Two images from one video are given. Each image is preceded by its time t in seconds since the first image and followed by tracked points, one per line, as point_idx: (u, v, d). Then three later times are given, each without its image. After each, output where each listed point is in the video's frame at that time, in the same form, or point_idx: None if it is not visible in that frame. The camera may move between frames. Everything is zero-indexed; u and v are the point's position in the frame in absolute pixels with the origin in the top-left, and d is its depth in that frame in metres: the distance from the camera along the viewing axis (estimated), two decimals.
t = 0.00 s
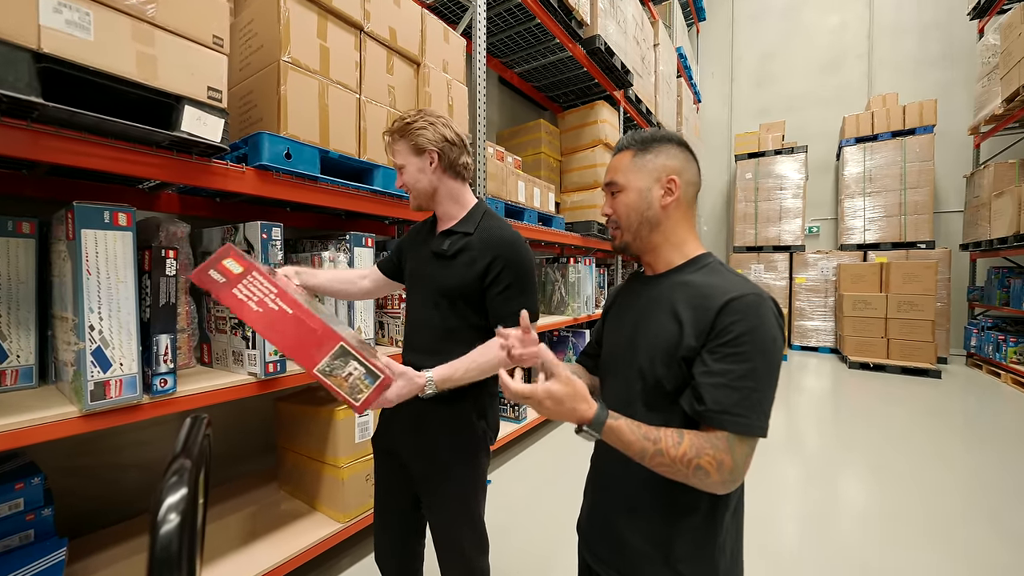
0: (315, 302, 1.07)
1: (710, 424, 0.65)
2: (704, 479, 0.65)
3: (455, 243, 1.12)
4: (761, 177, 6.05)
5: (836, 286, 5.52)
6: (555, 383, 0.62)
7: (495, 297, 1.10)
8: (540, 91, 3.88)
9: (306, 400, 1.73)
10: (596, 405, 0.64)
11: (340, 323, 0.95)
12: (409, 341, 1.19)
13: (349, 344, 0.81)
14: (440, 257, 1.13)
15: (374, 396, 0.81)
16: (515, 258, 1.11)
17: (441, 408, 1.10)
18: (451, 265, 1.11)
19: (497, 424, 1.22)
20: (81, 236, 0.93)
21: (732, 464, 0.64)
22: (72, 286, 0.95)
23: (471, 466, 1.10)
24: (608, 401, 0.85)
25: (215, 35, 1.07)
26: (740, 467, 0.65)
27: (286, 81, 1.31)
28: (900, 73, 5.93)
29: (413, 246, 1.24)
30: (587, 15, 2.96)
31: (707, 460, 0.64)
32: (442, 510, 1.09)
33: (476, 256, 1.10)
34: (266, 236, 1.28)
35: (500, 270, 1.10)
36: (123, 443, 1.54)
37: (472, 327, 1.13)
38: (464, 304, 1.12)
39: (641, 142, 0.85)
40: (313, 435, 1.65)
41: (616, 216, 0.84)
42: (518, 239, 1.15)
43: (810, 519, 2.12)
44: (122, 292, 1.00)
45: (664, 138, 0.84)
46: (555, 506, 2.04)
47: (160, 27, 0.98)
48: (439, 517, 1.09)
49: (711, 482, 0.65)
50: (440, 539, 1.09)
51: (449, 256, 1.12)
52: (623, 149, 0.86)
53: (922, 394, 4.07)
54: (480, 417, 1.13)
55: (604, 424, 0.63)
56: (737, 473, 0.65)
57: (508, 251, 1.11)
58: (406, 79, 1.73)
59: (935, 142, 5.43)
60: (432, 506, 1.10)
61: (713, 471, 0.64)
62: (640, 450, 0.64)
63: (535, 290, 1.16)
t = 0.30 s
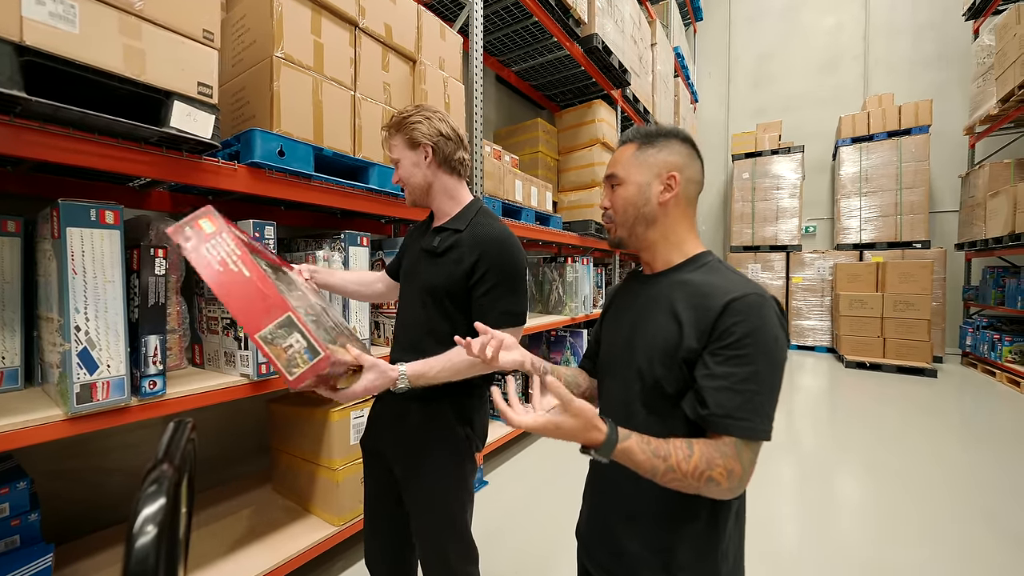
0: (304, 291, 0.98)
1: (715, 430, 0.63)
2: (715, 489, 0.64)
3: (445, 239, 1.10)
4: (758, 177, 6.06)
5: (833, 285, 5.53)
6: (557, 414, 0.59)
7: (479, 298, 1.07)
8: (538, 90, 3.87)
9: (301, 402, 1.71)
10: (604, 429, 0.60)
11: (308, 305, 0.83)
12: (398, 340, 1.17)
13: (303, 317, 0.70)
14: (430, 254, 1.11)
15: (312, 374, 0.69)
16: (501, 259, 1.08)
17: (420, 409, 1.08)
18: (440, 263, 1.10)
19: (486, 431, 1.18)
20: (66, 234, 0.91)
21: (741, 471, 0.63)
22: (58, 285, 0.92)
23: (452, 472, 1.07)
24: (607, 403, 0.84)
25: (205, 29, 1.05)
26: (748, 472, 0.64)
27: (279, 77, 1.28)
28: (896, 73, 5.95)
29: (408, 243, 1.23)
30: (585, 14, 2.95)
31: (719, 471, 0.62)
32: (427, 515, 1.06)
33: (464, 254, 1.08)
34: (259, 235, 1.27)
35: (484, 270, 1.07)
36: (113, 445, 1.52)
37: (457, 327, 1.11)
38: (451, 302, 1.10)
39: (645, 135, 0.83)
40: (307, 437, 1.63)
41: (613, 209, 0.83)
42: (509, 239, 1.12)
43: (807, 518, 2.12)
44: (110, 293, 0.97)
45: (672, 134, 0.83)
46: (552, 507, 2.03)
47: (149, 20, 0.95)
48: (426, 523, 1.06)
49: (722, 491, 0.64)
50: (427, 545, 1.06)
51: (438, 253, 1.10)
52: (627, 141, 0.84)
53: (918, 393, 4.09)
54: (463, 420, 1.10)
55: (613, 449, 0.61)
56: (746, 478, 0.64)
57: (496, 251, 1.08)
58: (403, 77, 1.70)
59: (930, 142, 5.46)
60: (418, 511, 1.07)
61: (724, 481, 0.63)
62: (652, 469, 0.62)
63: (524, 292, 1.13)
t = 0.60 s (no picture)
0: (289, 300, 0.99)
1: (728, 441, 0.60)
2: (730, 501, 0.60)
3: (432, 235, 1.07)
4: (757, 175, 6.03)
5: (832, 284, 5.52)
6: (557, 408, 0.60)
7: (459, 295, 1.03)
8: (536, 87, 3.84)
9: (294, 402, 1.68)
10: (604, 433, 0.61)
11: (270, 316, 0.85)
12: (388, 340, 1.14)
13: (235, 331, 0.71)
14: (417, 251, 1.08)
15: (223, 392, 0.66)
16: (484, 256, 1.03)
17: (409, 414, 1.05)
18: (425, 259, 1.06)
19: (478, 436, 1.15)
20: (45, 231, 0.88)
21: (759, 484, 0.59)
22: (37, 284, 0.89)
23: (438, 476, 1.04)
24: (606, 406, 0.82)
25: (190, 19, 1.02)
26: (766, 486, 0.60)
27: (269, 70, 1.25)
28: (896, 71, 5.93)
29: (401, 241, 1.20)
30: (584, 9, 2.92)
31: (733, 481, 0.59)
32: (417, 520, 1.03)
33: (447, 250, 1.04)
34: (249, 232, 1.23)
35: (464, 266, 1.03)
36: (102, 447, 1.50)
37: (441, 326, 1.08)
38: (436, 301, 1.06)
39: (642, 128, 0.81)
40: (300, 438, 1.60)
41: (611, 206, 0.81)
42: (496, 236, 1.07)
43: (808, 518, 2.10)
44: (92, 292, 0.94)
45: (669, 126, 0.80)
46: (550, 508, 2.01)
47: (131, 9, 0.92)
48: (416, 528, 1.03)
49: (738, 506, 0.60)
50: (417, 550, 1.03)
51: (424, 250, 1.07)
52: (623, 134, 0.82)
53: (918, 392, 4.07)
54: (453, 425, 1.06)
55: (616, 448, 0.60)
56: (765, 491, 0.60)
57: (479, 248, 1.03)
58: (397, 71, 1.67)
59: (930, 140, 5.44)
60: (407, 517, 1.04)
61: (740, 494, 0.59)
62: (658, 474, 0.61)
63: (509, 292, 1.07)
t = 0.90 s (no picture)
0: (283, 289, 0.96)
1: (778, 462, 0.54)
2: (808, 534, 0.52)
3: (409, 232, 1.04)
4: (757, 174, 5.99)
5: (833, 284, 5.49)
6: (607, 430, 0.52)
7: (427, 291, 0.97)
8: (535, 85, 3.80)
9: (285, 403, 1.64)
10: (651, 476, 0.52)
11: (245, 297, 0.84)
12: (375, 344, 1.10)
13: (180, 304, 0.72)
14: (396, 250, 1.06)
15: (143, 358, 0.69)
16: (455, 250, 0.97)
17: (391, 418, 1.02)
18: (400, 256, 1.03)
19: (467, 442, 1.11)
20: (18, 227, 0.84)
21: (829, 505, 0.53)
22: (9, 281, 0.86)
23: (421, 485, 1.00)
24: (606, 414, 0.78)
25: (172, 7, 0.98)
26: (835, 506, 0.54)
27: (257, 62, 1.21)
28: (898, 70, 5.89)
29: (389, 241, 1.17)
30: (583, 5, 2.89)
31: (806, 506, 0.52)
32: (402, 530, 1.00)
33: (420, 245, 1.00)
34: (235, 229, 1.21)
35: (432, 260, 0.98)
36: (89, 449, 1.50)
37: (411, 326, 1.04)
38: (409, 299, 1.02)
39: (640, 119, 0.78)
40: (290, 440, 1.57)
41: (608, 202, 0.78)
42: (473, 231, 1.01)
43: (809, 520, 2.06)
44: (67, 290, 0.90)
45: (669, 116, 0.77)
46: (548, 510, 1.97)
47: None
48: (402, 538, 1.00)
49: (813, 537, 0.52)
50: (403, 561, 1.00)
51: (400, 247, 1.04)
52: (621, 126, 0.79)
53: (918, 392, 4.04)
54: (438, 430, 1.03)
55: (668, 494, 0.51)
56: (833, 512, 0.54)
57: (451, 242, 0.98)
58: (391, 65, 1.63)
59: (932, 140, 5.40)
60: (392, 527, 1.01)
61: (815, 521, 0.52)
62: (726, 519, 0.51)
63: (482, 291, 1.00)
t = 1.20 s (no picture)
0: (258, 293, 1.04)
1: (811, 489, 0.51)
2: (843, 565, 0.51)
3: (382, 226, 1.00)
4: (756, 173, 5.96)
5: (832, 283, 5.45)
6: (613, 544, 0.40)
7: (384, 285, 0.92)
8: (531, 82, 3.75)
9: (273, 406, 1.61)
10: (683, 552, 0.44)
11: (207, 305, 0.94)
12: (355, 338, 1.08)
13: (124, 317, 0.82)
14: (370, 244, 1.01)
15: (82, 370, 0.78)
16: (414, 242, 0.92)
17: (361, 424, 0.99)
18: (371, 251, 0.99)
19: (445, 454, 1.06)
20: None
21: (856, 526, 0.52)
22: None
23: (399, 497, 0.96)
24: (598, 424, 0.74)
25: None
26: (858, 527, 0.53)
27: (238, 54, 1.17)
28: (897, 68, 5.86)
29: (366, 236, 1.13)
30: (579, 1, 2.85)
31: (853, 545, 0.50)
32: (380, 544, 0.96)
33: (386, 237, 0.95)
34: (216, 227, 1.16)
35: (391, 252, 0.93)
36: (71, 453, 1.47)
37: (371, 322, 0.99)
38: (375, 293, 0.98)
39: (635, 106, 0.74)
40: (277, 444, 1.53)
41: (599, 196, 0.74)
42: (438, 223, 0.96)
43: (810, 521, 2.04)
44: (33, 291, 0.86)
45: (665, 104, 0.73)
46: (544, 514, 1.94)
47: None
48: (380, 553, 0.96)
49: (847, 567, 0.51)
50: None
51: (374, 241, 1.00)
52: (614, 113, 0.75)
53: (918, 392, 4.01)
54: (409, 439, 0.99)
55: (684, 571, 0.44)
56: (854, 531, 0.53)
57: (411, 233, 0.93)
58: (381, 60, 1.59)
59: (931, 138, 5.37)
60: (370, 540, 0.97)
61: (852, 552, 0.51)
62: None
63: (441, 287, 0.94)
